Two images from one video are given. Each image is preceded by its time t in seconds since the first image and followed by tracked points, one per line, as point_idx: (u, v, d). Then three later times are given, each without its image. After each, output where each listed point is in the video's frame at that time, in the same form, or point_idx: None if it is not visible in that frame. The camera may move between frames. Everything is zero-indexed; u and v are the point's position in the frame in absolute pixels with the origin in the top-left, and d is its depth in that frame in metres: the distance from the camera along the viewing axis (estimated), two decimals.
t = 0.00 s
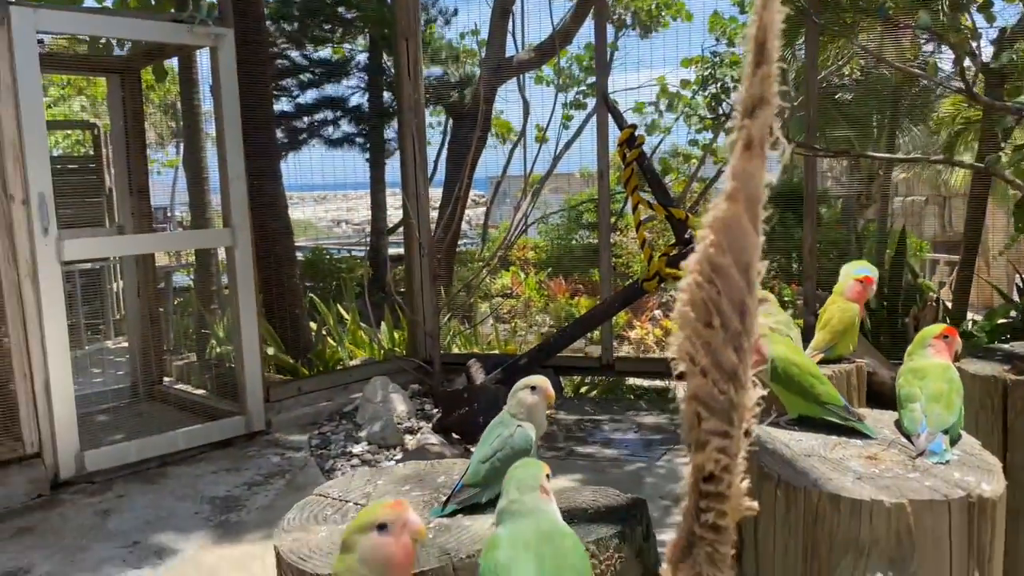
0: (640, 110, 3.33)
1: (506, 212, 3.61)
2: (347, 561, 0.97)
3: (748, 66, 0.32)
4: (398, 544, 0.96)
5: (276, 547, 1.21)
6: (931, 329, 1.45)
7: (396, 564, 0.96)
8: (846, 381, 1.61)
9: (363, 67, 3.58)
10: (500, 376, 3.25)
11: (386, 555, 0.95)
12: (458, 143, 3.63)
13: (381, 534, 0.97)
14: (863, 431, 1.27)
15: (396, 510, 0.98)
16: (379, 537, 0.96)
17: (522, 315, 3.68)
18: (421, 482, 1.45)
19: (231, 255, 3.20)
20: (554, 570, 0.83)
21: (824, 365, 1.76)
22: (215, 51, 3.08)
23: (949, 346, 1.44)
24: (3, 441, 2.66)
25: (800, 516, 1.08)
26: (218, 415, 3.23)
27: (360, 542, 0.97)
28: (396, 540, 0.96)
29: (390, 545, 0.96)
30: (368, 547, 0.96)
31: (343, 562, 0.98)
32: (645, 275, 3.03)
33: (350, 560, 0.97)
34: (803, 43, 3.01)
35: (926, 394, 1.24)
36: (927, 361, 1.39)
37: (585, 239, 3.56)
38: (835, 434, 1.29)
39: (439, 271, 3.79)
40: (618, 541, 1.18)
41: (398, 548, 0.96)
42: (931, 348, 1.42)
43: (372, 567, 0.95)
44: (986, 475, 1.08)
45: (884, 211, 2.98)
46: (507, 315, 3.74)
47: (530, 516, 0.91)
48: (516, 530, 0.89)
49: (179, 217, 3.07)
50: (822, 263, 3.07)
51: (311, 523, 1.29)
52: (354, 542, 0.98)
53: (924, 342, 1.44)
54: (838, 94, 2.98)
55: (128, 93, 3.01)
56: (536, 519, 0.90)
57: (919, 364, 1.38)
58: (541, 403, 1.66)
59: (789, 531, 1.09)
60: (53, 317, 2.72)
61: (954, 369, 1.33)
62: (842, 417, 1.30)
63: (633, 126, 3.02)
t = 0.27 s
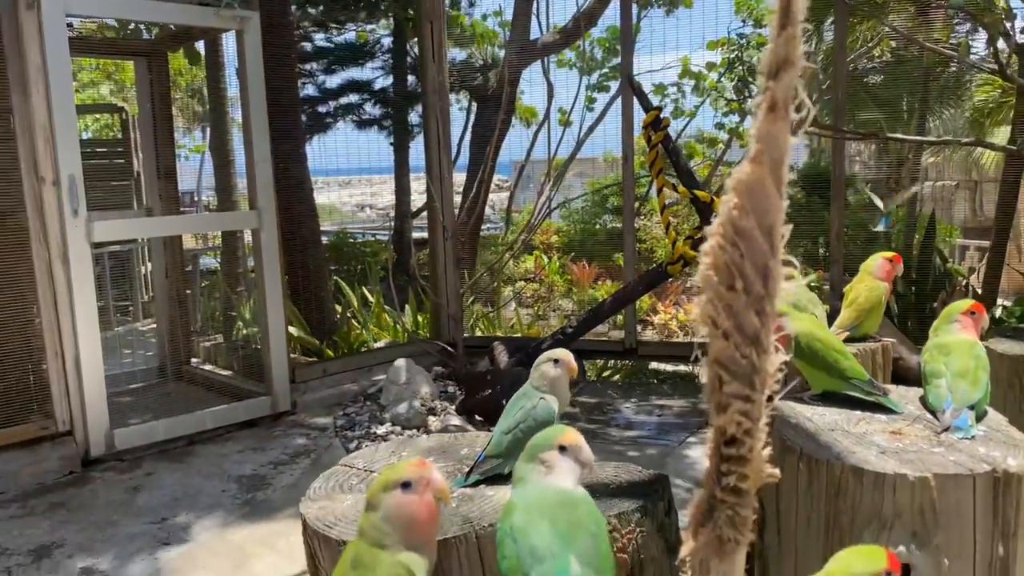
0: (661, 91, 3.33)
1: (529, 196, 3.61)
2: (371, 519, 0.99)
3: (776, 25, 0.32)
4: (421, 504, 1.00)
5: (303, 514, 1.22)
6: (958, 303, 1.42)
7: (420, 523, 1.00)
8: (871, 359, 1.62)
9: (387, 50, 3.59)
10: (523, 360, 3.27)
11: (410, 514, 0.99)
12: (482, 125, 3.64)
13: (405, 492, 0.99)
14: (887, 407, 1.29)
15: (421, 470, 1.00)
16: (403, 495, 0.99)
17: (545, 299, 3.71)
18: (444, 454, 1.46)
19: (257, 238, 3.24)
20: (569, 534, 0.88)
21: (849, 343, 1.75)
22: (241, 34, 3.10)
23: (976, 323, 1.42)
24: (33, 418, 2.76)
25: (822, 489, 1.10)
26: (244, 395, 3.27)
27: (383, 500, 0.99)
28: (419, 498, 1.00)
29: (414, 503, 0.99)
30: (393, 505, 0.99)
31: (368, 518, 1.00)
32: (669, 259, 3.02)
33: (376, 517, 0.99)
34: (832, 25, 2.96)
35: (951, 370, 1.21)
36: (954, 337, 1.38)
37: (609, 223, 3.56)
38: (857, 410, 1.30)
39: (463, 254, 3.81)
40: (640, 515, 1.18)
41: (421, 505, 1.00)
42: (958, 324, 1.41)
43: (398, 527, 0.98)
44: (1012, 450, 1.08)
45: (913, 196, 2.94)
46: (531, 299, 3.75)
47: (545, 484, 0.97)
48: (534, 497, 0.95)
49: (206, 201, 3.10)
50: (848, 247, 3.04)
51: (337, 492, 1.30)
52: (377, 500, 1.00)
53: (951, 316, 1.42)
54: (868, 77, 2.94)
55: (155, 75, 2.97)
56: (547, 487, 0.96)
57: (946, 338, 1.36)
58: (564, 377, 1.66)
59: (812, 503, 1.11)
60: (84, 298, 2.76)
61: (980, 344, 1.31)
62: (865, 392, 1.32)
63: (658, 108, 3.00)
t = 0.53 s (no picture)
0: (689, 73, 3.29)
1: (554, 181, 3.60)
2: (398, 479, 1.00)
3: (803, 1, 0.35)
4: (449, 467, 0.99)
5: (330, 484, 1.23)
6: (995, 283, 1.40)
7: (447, 485, 1.00)
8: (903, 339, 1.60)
9: (412, 34, 3.59)
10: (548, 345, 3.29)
11: (437, 476, 0.99)
12: (507, 110, 3.63)
13: (432, 454, 0.99)
14: (920, 383, 1.27)
15: (447, 433, 0.99)
16: (430, 457, 0.99)
17: (569, 285, 3.72)
18: (470, 428, 1.47)
19: (283, 222, 3.27)
20: (593, 503, 0.88)
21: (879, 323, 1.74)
22: (268, 18, 3.11)
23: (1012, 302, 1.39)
24: (66, 398, 2.80)
25: (852, 465, 1.08)
26: (271, 377, 3.31)
27: (411, 461, 1.00)
28: (446, 460, 0.99)
29: (441, 465, 0.99)
30: (419, 467, 0.99)
31: (396, 478, 1.01)
32: (695, 244, 3.01)
33: (404, 477, 1.00)
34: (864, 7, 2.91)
35: (985, 346, 1.20)
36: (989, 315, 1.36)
37: (635, 209, 3.53)
38: (889, 387, 1.29)
39: (488, 239, 3.83)
40: (665, 492, 1.18)
41: (448, 468, 0.99)
42: (994, 302, 1.38)
43: (424, 488, 0.99)
44: None
45: (945, 181, 2.89)
46: (556, 285, 3.76)
47: (571, 452, 0.95)
48: (561, 465, 0.94)
49: (234, 186, 3.12)
50: (878, 233, 3.00)
51: (364, 464, 1.31)
52: (405, 460, 1.00)
53: (988, 295, 1.40)
54: (900, 60, 2.89)
55: (183, 60, 2.98)
56: (575, 458, 0.94)
57: (980, 316, 1.34)
58: (591, 353, 1.66)
59: (840, 478, 1.10)
60: (114, 279, 2.81)
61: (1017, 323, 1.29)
62: (897, 368, 1.30)
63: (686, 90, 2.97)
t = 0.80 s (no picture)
0: (721, 59, 3.26)
1: (583, 168, 3.62)
2: (445, 436, 1.04)
3: None
4: (493, 426, 1.05)
5: (370, 457, 1.25)
6: None
7: (491, 445, 1.05)
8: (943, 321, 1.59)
9: (442, 21, 3.61)
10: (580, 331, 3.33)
11: (482, 434, 1.04)
12: (537, 95, 3.66)
13: (479, 413, 1.05)
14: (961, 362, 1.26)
15: (495, 393, 1.07)
16: (476, 416, 1.04)
17: (598, 272, 3.72)
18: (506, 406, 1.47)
19: (315, 208, 3.30)
20: (635, 474, 0.92)
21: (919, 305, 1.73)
22: (300, 5, 3.14)
23: None
24: (101, 378, 2.85)
25: (892, 445, 1.08)
26: (303, 361, 3.35)
27: (457, 420, 1.04)
28: (492, 419, 1.05)
29: (487, 424, 1.04)
30: (465, 425, 1.04)
31: (441, 436, 1.05)
32: (727, 230, 2.98)
33: (450, 437, 1.04)
34: None
35: None
36: None
37: (664, 196, 3.50)
38: (929, 366, 1.28)
39: (515, 226, 3.84)
40: (701, 472, 1.18)
41: (492, 428, 1.05)
42: None
43: (470, 447, 1.03)
44: None
45: (982, 168, 2.85)
46: (585, 272, 3.77)
47: (616, 423, 1.02)
48: (605, 433, 1.00)
49: (264, 173, 3.14)
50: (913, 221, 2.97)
51: (402, 439, 1.32)
52: (451, 418, 1.05)
53: None
54: (938, 44, 2.84)
55: (216, 47, 2.99)
56: (620, 428, 1.01)
57: None
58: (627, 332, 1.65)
59: (882, 460, 1.09)
60: (149, 264, 2.85)
61: None
62: (937, 347, 1.29)
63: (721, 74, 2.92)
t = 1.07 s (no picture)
0: (759, 47, 3.22)
1: (616, 157, 3.63)
2: (515, 397, 0.87)
3: (920, 23, 0.43)
4: (567, 391, 0.86)
5: (424, 435, 1.26)
6: None
7: (567, 406, 0.87)
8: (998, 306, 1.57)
9: (476, 8, 3.62)
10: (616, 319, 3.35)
11: (554, 398, 0.86)
12: (572, 82, 3.67)
13: (552, 375, 0.86)
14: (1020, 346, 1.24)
15: (568, 353, 0.87)
16: (548, 378, 0.86)
17: (631, 260, 3.74)
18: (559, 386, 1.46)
19: (351, 195, 3.32)
20: (700, 451, 0.91)
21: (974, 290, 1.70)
22: None
23: None
24: (142, 364, 2.92)
25: (954, 426, 1.05)
26: (340, 347, 3.39)
27: (528, 382, 0.87)
28: (565, 383, 0.86)
29: (560, 388, 0.86)
30: (537, 385, 0.86)
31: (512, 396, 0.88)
32: (765, 219, 3.01)
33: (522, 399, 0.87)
34: None
35: None
36: None
37: (699, 184, 3.48)
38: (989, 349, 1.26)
39: (549, 214, 3.91)
40: (751, 456, 1.19)
41: (567, 391, 0.86)
42: None
43: (542, 411, 0.86)
44: None
45: None
46: (617, 260, 3.79)
47: (679, 400, 1.01)
48: (670, 411, 0.99)
49: (299, 161, 3.15)
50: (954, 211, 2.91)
51: (455, 417, 1.33)
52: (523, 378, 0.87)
53: None
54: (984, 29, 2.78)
55: (252, 34, 2.99)
56: (683, 405, 0.99)
57: None
58: (675, 314, 1.57)
59: (942, 442, 1.07)
60: (188, 250, 2.89)
61: None
62: (996, 331, 1.28)
63: (758, 60, 2.90)
